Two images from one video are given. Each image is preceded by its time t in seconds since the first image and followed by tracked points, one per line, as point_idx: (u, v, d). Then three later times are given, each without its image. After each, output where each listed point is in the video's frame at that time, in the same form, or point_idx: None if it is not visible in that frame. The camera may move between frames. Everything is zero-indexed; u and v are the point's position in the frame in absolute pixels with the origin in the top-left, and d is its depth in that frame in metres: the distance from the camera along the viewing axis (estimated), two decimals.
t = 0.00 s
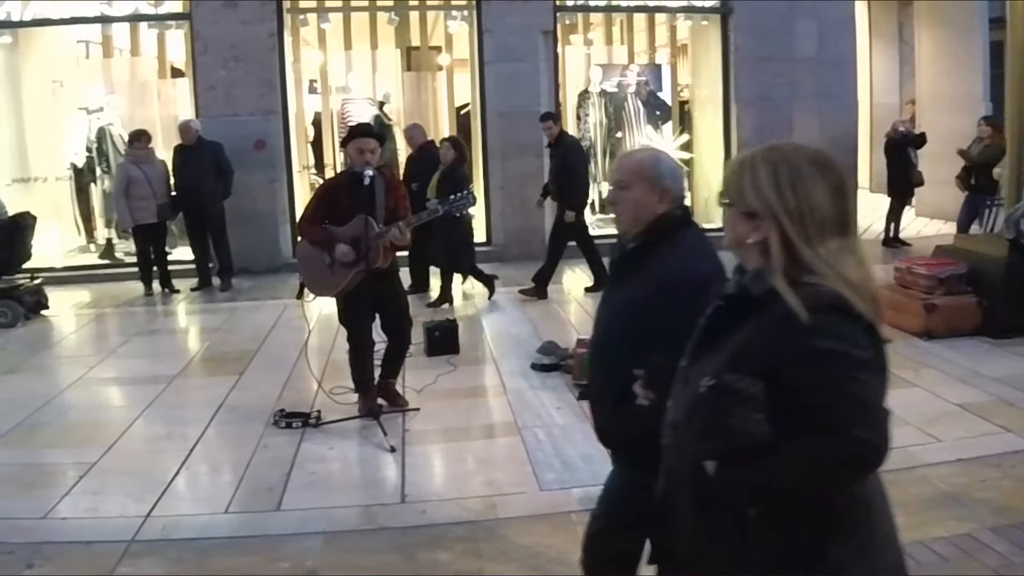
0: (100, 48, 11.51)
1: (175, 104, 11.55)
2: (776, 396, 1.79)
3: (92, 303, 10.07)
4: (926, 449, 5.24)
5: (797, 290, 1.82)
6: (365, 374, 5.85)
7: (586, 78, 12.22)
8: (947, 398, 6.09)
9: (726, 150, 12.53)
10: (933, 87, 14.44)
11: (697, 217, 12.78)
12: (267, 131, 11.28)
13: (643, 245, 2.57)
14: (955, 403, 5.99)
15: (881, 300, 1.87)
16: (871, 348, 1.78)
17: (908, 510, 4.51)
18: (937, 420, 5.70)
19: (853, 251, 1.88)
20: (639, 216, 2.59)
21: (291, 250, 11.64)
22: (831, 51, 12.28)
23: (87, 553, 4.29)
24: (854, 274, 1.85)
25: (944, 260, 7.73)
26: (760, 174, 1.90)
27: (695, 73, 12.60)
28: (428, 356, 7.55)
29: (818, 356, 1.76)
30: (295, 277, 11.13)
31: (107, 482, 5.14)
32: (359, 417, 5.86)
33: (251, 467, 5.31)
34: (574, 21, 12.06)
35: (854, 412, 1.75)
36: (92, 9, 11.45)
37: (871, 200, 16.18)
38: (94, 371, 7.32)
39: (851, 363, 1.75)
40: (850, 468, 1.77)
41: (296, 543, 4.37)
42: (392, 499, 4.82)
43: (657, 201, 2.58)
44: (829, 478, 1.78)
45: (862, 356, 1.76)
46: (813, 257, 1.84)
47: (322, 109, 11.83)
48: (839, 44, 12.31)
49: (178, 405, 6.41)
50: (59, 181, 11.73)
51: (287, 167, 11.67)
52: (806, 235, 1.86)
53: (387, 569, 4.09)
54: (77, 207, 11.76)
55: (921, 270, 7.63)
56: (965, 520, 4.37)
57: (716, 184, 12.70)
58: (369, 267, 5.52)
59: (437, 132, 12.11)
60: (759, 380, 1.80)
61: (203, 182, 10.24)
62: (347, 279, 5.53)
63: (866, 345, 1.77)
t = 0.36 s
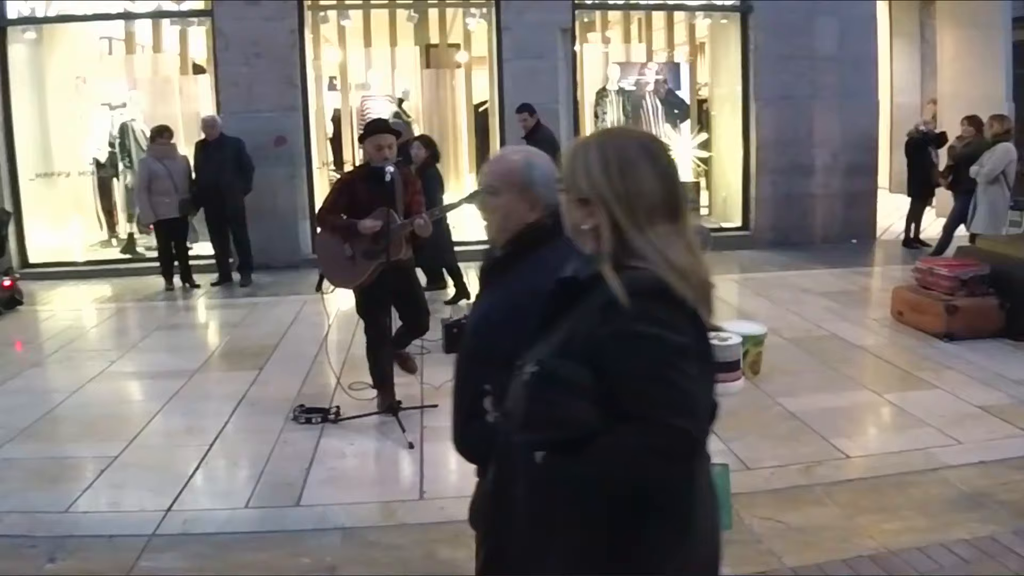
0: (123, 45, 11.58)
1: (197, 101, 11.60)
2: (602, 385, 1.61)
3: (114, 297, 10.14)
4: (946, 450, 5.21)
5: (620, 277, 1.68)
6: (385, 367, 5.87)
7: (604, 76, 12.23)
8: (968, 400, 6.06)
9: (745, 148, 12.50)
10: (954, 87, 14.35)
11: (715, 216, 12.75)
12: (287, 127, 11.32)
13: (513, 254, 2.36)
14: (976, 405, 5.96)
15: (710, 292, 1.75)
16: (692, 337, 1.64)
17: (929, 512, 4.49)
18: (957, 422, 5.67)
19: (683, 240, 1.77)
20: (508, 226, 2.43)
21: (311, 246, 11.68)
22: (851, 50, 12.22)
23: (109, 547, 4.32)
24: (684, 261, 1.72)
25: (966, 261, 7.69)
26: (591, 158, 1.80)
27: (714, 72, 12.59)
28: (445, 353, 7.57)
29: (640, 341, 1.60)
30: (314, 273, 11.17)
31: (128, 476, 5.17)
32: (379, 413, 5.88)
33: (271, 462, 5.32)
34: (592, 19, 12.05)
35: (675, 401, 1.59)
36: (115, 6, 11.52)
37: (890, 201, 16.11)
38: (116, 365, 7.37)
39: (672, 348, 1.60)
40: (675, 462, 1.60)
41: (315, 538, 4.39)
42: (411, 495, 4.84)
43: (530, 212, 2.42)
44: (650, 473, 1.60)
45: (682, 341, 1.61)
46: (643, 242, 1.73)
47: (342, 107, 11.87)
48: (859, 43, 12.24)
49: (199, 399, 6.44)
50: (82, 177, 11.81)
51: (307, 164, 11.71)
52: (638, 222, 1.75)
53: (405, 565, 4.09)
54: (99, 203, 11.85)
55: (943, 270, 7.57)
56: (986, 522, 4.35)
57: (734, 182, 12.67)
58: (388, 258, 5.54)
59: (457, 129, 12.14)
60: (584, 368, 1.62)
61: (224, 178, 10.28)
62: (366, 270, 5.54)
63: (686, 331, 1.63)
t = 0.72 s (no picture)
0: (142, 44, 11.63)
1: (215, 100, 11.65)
2: (394, 428, 1.60)
3: (133, 296, 10.19)
4: (966, 452, 5.19)
5: (416, 319, 1.69)
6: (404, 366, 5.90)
7: (619, 75, 12.23)
8: (988, 401, 6.03)
9: (762, 148, 12.46)
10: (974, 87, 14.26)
11: (732, 216, 12.72)
12: (305, 126, 11.36)
13: (370, 261, 2.37)
14: (996, 407, 5.92)
15: (524, 336, 1.76)
16: (489, 383, 1.65)
17: (949, 514, 4.47)
18: (978, 423, 5.63)
19: (498, 281, 1.77)
20: (364, 237, 2.52)
21: (327, 245, 11.71)
22: (869, 50, 12.17)
23: (129, 545, 4.35)
24: (491, 303, 1.73)
25: (985, 262, 7.66)
26: (408, 191, 1.79)
27: (730, 71, 12.54)
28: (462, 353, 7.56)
29: (430, 389, 1.60)
30: (332, 272, 11.20)
31: (148, 474, 5.19)
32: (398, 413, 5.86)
33: (290, 461, 5.34)
34: (608, 19, 12.02)
35: (461, 453, 1.60)
36: (134, 6, 11.57)
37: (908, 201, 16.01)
38: (135, 363, 7.41)
39: (461, 399, 1.61)
40: (467, 511, 1.63)
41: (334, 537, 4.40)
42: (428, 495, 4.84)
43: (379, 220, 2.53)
44: (446, 514, 1.62)
45: (476, 389, 1.62)
46: (453, 284, 1.73)
47: (360, 106, 11.86)
48: (878, 43, 12.18)
49: (218, 397, 6.48)
50: (101, 175, 11.88)
51: (324, 163, 11.73)
52: (450, 261, 1.75)
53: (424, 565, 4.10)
54: (118, 202, 11.92)
55: (961, 271, 7.57)
56: (1007, 524, 4.33)
57: (750, 182, 12.63)
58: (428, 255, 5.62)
59: (473, 128, 12.15)
60: (376, 411, 1.61)
61: (243, 177, 10.32)
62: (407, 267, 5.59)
63: (483, 379, 1.64)
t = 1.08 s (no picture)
0: (159, 44, 11.68)
1: (232, 100, 11.70)
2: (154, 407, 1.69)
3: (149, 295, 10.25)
4: (983, 455, 5.16)
5: (187, 300, 1.75)
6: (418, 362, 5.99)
7: (634, 75, 12.22)
8: (1005, 403, 6.00)
9: (777, 148, 12.42)
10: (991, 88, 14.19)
11: (747, 217, 12.69)
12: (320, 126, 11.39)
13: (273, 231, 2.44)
14: (1013, 409, 5.89)
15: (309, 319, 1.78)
16: (259, 367, 1.69)
17: (966, 516, 4.44)
18: (995, 426, 5.61)
19: (289, 269, 1.81)
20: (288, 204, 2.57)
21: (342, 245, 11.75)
22: (886, 50, 12.11)
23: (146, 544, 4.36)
24: (272, 289, 1.77)
25: (1002, 264, 7.62)
26: (200, 181, 1.85)
27: (745, 71, 12.52)
28: (476, 353, 7.58)
29: (188, 371, 1.66)
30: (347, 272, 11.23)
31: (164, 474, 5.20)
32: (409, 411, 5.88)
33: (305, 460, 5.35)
34: (622, 19, 12.01)
35: (220, 436, 1.64)
36: (151, 6, 11.61)
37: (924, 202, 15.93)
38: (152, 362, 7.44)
39: (215, 380, 1.65)
40: (228, 489, 1.68)
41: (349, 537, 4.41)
42: (443, 494, 4.85)
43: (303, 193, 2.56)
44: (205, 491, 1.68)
45: (237, 371, 1.66)
46: (234, 269, 1.78)
47: (374, 106, 11.87)
48: (894, 43, 12.13)
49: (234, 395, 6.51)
50: (119, 175, 11.95)
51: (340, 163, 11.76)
52: (237, 247, 1.80)
53: (438, 565, 4.11)
54: (135, 202, 11.98)
55: (980, 273, 7.53)
56: None
57: (765, 183, 12.61)
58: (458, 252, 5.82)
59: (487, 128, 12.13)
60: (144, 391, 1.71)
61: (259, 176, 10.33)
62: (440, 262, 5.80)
63: (245, 362, 1.68)
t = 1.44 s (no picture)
0: (174, 43, 11.71)
1: (246, 98, 11.73)
2: None
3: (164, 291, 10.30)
4: (999, 456, 5.14)
5: None
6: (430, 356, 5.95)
7: (646, 74, 12.21)
8: (1021, 405, 5.97)
9: (790, 147, 12.38)
10: (1006, 87, 14.11)
11: (760, 216, 12.68)
12: (334, 125, 11.42)
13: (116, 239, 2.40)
14: None
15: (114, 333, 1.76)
16: (37, 374, 1.67)
17: (982, 518, 4.42)
18: (1011, 427, 5.58)
19: (88, 282, 1.75)
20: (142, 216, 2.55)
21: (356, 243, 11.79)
22: (901, 50, 12.06)
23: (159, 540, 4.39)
24: (68, 302, 1.72)
25: (1018, 265, 7.59)
26: (16, 187, 1.80)
27: (759, 69, 12.48)
28: (488, 351, 7.58)
29: None
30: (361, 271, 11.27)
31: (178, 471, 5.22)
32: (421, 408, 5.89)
33: (318, 457, 5.37)
34: (635, 18, 11.99)
35: None
36: (166, 4, 11.65)
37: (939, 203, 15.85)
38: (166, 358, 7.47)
39: None
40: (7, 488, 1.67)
41: (362, 534, 4.42)
42: (456, 493, 4.85)
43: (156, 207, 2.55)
44: None
45: (15, 378, 1.65)
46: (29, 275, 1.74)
47: (387, 104, 11.90)
48: (910, 43, 12.06)
49: (247, 393, 6.54)
50: (134, 172, 11.96)
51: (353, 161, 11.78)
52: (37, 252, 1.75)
53: (451, 563, 4.12)
54: (150, 199, 11.93)
55: (995, 273, 7.51)
56: None
57: (778, 182, 12.58)
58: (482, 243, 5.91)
59: (499, 125, 12.13)
60: None
61: (273, 173, 10.35)
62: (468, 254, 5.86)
63: (26, 369, 1.66)
